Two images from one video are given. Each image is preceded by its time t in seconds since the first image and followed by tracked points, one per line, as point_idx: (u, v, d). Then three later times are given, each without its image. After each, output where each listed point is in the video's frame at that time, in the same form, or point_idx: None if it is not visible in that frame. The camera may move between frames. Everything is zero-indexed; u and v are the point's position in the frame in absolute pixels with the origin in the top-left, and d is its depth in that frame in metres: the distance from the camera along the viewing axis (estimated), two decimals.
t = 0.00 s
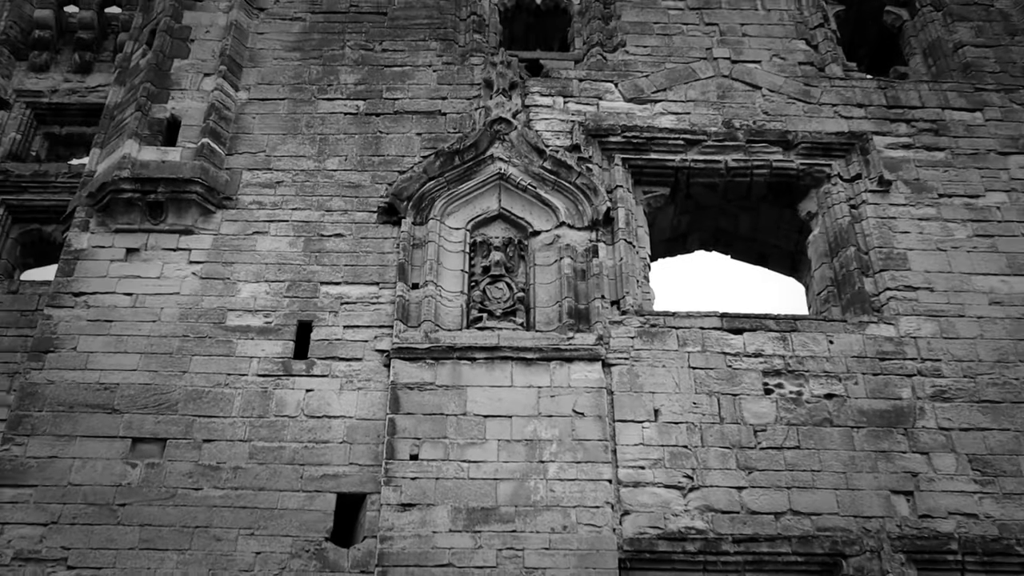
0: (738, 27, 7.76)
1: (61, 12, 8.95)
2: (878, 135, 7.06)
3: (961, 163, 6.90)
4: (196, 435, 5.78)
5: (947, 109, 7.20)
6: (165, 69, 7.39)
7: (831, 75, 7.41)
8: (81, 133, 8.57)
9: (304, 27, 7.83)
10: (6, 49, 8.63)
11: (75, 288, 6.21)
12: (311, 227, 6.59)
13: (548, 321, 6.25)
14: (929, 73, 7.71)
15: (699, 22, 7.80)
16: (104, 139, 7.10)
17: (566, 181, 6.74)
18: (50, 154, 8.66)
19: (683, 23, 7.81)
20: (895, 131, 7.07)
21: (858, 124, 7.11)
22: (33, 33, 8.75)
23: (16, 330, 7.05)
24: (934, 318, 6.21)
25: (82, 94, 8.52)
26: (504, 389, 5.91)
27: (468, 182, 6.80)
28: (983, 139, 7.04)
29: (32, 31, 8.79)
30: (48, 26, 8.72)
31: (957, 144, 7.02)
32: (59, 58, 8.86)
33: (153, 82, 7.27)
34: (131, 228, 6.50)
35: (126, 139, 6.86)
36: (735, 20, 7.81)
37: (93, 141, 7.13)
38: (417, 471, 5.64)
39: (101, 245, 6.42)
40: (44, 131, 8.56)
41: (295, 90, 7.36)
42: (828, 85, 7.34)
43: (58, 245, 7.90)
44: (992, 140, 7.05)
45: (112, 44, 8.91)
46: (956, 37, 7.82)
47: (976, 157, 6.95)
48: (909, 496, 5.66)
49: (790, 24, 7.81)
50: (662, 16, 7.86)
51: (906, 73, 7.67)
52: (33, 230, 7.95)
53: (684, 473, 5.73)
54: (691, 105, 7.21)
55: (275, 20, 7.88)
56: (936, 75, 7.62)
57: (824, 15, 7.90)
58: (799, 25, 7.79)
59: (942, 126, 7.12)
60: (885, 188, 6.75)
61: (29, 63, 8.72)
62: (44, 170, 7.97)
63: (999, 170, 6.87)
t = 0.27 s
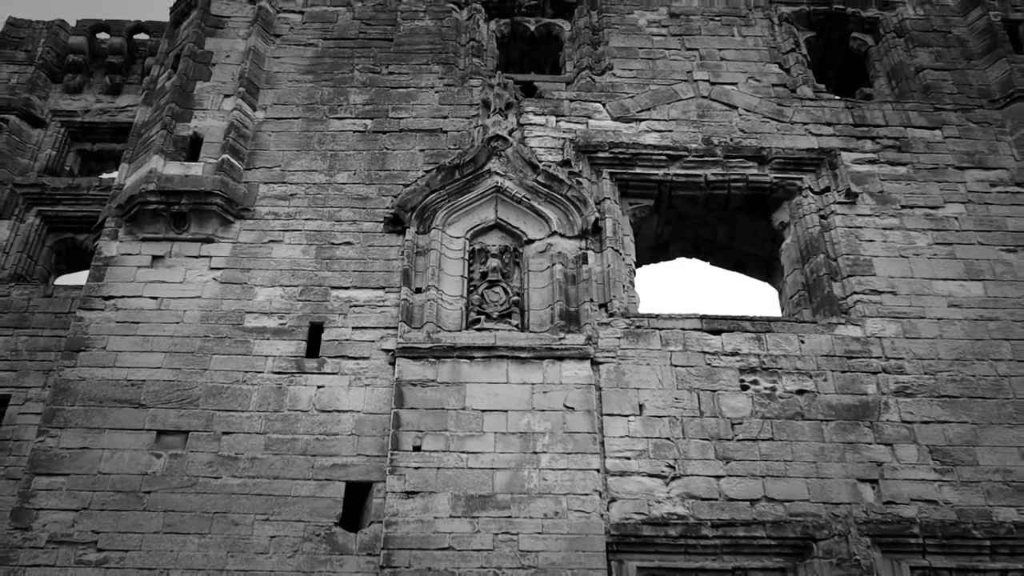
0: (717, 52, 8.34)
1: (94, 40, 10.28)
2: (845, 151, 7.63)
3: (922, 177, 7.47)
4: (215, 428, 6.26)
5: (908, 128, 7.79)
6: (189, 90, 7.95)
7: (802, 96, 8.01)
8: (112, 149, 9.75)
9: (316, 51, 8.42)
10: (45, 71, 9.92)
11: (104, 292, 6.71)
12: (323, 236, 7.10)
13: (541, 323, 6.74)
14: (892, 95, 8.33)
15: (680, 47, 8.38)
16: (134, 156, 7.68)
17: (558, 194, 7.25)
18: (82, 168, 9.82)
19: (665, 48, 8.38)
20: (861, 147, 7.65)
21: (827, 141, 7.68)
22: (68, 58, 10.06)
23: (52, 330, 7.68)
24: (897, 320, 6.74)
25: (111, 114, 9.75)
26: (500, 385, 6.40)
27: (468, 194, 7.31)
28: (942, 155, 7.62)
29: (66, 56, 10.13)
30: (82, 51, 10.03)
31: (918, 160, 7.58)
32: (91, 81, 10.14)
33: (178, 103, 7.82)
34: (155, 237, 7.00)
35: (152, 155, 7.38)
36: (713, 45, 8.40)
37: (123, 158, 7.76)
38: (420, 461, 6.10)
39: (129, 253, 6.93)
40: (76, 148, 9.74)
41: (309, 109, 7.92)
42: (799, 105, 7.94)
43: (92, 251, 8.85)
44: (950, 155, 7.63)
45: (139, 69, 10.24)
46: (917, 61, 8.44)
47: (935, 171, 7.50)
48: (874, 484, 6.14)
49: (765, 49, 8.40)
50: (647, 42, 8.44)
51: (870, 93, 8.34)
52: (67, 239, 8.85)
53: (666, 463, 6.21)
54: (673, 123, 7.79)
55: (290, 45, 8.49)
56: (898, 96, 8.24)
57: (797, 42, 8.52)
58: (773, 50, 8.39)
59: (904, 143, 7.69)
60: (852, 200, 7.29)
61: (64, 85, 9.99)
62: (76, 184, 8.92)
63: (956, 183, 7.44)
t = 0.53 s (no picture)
0: (696, 64, 9.11)
1: (114, 51, 10.78)
2: (815, 157, 8.28)
3: (887, 181, 8.07)
4: (228, 415, 6.72)
5: (875, 135, 8.44)
6: (203, 99, 8.53)
7: (775, 105, 8.72)
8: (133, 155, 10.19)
9: (323, 63, 9.08)
10: (70, 82, 10.46)
11: (126, 288, 7.20)
12: (328, 236, 7.60)
13: (532, 317, 7.20)
14: (859, 104, 9.12)
15: (662, 59, 9.15)
16: (152, 161, 8.19)
17: (548, 197, 7.79)
18: (104, 172, 10.19)
19: (650, 61, 9.13)
20: (831, 154, 8.28)
21: (799, 147, 8.31)
22: (91, 69, 10.56)
23: (75, 323, 8.03)
24: (863, 314, 7.25)
25: (131, 121, 10.25)
26: (494, 375, 6.85)
27: (463, 197, 7.83)
28: (906, 161, 8.24)
29: (89, 67, 10.63)
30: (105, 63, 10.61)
31: (884, 165, 8.20)
32: (112, 90, 10.62)
33: (193, 110, 8.36)
34: (172, 237, 7.49)
35: (169, 160, 7.90)
36: (693, 58, 9.17)
37: (143, 162, 8.28)
38: (420, 446, 6.55)
39: (148, 251, 7.43)
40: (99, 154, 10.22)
41: (315, 117, 8.50)
42: (773, 114, 8.61)
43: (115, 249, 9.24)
44: (913, 161, 8.24)
45: (158, 78, 10.73)
46: (882, 73, 9.20)
47: (900, 176, 8.11)
48: (842, 467, 6.60)
49: (740, 62, 9.19)
50: (631, 55, 9.21)
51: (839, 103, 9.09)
52: (90, 238, 9.26)
53: (649, 447, 6.67)
54: (656, 131, 8.45)
55: (298, 57, 9.12)
56: (865, 106, 9.00)
57: (770, 57, 9.32)
58: (749, 64, 9.17)
59: (871, 149, 8.33)
60: (822, 204, 7.87)
61: (87, 94, 10.50)
62: (100, 187, 9.38)
63: (919, 188, 8.03)
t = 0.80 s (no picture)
0: (677, 77, 9.93)
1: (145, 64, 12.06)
2: (786, 161, 9.06)
3: (850, 184, 8.87)
4: (248, 396, 7.36)
5: (839, 142, 9.26)
6: (225, 108, 9.25)
7: (748, 114, 9.54)
8: (160, 158, 11.33)
9: (334, 74, 9.85)
10: (104, 92, 11.61)
11: (155, 281, 7.87)
12: (340, 233, 8.31)
13: (526, 307, 7.90)
14: (826, 113, 9.92)
15: (645, 72, 9.97)
16: (179, 164, 8.90)
17: (541, 198, 8.52)
18: (135, 175, 11.33)
19: (634, 73, 9.96)
20: (799, 159, 9.08)
21: (770, 153, 9.12)
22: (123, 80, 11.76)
23: (109, 312, 9.10)
24: (829, 305, 7.95)
25: (159, 128, 11.38)
26: (491, 360, 7.51)
27: (463, 198, 8.57)
28: (867, 165, 9.05)
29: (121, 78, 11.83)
30: (135, 75, 11.77)
31: (847, 170, 9.00)
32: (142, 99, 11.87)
33: (216, 118, 9.09)
34: (197, 233, 8.20)
35: (195, 163, 8.60)
36: (674, 71, 10.01)
37: (170, 165, 8.97)
38: (423, 425, 7.18)
39: (175, 247, 8.12)
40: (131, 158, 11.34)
41: (328, 125, 9.27)
42: (746, 122, 9.44)
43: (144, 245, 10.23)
44: (874, 166, 9.06)
45: (184, 89, 11.91)
46: (846, 85, 10.06)
47: (862, 179, 8.91)
48: (809, 445, 7.24)
49: (717, 75, 10.02)
50: (617, 67, 10.03)
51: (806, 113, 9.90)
52: (123, 234, 10.25)
53: (633, 426, 7.30)
54: (640, 137, 9.21)
55: (312, 69, 9.90)
56: (831, 115, 9.82)
57: (744, 70, 10.21)
58: (725, 76, 10.01)
59: (836, 155, 9.14)
60: (791, 204, 8.65)
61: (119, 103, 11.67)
62: (130, 188, 10.35)
63: (879, 189, 8.84)
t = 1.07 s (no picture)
0: (664, 90, 10.58)
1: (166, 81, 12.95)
2: (767, 169, 9.62)
3: (827, 190, 9.49)
4: (262, 391, 7.83)
5: (816, 150, 9.91)
6: (241, 121, 9.80)
7: (731, 125, 10.14)
8: (180, 169, 12.30)
9: (343, 89, 10.44)
10: (128, 107, 12.51)
11: (174, 283, 8.38)
12: (348, 238, 8.83)
13: (523, 307, 8.43)
14: (803, 124, 10.58)
15: (634, 85, 10.59)
16: (196, 173, 9.41)
17: (537, 204, 9.04)
18: (157, 185, 12.37)
19: (623, 86, 10.59)
20: (779, 166, 9.68)
21: (751, 161, 9.74)
22: (145, 95, 12.75)
23: (133, 312, 9.95)
24: (808, 304, 8.48)
25: (179, 140, 12.29)
26: (491, 356, 7.99)
27: (465, 204, 9.07)
28: (843, 172, 9.65)
29: (143, 94, 12.84)
30: (157, 91, 12.71)
31: (824, 176, 9.63)
32: (163, 113, 12.75)
33: (231, 130, 9.62)
34: (214, 239, 8.71)
35: (212, 172, 9.11)
36: (661, 85, 10.64)
37: (188, 174, 9.47)
38: (427, 418, 7.64)
39: (194, 251, 8.62)
40: (151, 168, 12.24)
41: (336, 136, 9.82)
42: (729, 133, 10.03)
43: (164, 251, 11.18)
44: (850, 173, 9.67)
45: (202, 104, 12.83)
46: (822, 98, 10.81)
47: (838, 186, 9.50)
48: (790, 435, 7.72)
49: (702, 88, 10.64)
50: (608, 82, 10.61)
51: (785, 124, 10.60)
52: (145, 240, 11.23)
53: (624, 418, 7.78)
54: (629, 147, 9.79)
55: (321, 84, 10.48)
56: (807, 125, 10.50)
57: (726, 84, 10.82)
58: (709, 90, 10.64)
59: (813, 163, 9.77)
60: (772, 208, 9.19)
61: (142, 117, 12.59)
62: (152, 198, 11.27)
63: (854, 195, 9.43)
